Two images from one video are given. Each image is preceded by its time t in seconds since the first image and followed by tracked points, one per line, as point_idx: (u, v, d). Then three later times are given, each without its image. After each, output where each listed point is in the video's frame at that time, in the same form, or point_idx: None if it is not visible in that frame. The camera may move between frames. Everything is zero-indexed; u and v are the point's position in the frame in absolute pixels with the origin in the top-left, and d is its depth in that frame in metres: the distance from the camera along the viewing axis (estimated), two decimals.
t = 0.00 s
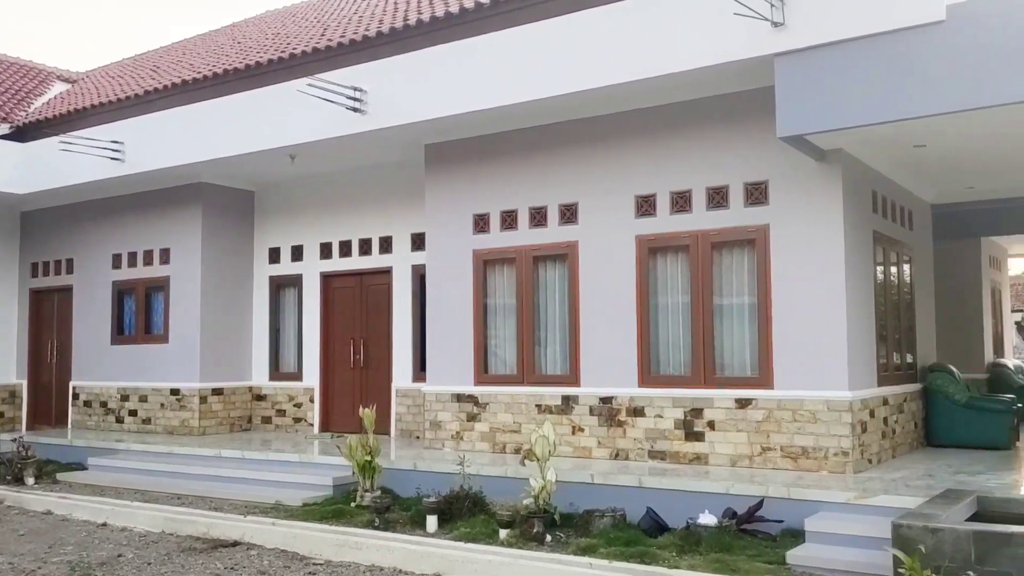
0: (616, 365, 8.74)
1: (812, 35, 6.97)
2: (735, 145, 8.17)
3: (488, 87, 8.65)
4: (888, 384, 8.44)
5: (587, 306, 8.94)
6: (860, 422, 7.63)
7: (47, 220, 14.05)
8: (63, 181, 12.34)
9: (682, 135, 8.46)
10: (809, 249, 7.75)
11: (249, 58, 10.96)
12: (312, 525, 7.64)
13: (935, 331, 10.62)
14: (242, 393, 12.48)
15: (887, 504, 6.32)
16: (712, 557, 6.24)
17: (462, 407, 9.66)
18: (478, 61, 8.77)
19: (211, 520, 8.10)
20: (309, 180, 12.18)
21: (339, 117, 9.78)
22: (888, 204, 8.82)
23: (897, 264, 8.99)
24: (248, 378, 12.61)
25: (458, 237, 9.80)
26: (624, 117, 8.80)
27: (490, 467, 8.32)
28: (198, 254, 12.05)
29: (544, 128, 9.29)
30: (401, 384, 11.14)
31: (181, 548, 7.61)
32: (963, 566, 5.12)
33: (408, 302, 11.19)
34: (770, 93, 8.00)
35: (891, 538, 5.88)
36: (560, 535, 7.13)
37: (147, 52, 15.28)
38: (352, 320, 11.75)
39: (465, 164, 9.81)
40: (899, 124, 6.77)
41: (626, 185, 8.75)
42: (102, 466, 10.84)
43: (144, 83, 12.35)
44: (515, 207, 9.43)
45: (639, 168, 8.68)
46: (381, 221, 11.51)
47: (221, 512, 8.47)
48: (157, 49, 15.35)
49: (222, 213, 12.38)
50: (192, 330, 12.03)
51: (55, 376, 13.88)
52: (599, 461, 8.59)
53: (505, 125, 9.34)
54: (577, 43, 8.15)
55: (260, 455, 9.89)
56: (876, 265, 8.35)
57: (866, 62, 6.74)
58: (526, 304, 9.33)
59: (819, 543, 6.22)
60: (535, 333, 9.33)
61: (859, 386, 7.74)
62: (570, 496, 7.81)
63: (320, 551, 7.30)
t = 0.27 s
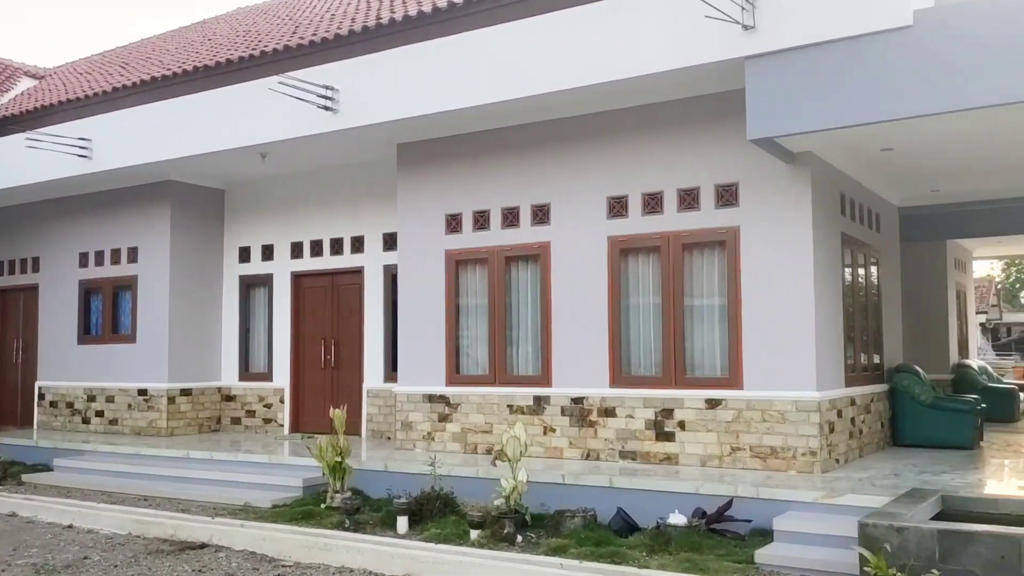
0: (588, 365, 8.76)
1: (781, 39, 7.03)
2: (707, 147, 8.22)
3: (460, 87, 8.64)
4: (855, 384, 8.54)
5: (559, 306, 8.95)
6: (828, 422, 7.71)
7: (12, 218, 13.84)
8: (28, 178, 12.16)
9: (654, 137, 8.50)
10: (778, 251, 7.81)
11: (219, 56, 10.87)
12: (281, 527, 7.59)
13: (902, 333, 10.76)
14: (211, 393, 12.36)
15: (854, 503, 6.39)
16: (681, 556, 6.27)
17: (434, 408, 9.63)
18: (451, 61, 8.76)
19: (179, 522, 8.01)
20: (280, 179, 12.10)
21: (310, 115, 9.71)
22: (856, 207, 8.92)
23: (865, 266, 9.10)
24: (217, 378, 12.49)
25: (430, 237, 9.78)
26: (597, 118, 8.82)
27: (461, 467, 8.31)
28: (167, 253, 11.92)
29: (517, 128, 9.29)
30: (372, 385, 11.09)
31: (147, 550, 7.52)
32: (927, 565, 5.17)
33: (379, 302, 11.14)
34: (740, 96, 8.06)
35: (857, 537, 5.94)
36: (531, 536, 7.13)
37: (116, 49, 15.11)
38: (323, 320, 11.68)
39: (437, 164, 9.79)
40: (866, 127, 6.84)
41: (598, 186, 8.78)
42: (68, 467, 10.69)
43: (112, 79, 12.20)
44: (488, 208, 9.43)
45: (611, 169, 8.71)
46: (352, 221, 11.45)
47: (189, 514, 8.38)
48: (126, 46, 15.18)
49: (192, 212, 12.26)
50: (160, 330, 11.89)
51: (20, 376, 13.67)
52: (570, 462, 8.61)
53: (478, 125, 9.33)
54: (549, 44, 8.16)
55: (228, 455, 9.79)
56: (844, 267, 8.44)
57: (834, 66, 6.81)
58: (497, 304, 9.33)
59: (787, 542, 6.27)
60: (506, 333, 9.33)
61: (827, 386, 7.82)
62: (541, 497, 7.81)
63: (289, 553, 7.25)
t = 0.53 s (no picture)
0: (559, 366, 8.77)
1: (751, 41, 7.09)
2: (678, 148, 8.27)
3: (432, 87, 8.62)
4: (824, 384, 8.63)
5: (531, 306, 8.96)
6: (797, 421, 7.79)
7: None
8: None
9: (625, 138, 8.53)
10: (748, 252, 7.88)
11: (188, 53, 10.76)
12: (251, 528, 7.53)
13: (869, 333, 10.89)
14: (180, 394, 12.23)
15: (821, 502, 6.46)
16: (651, 556, 6.30)
17: (405, 409, 9.60)
18: (423, 61, 8.74)
19: (147, 524, 7.93)
20: (250, 178, 12.00)
21: (280, 114, 9.64)
22: (825, 209, 9.02)
23: (833, 267, 9.20)
24: (186, 379, 12.36)
25: (402, 237, 9.75)
26: (569, 118, 8.84)
27: (433, 468, 8.29)
28: (135, 252, 11.78)
29: (489, 129, 9.29)
30: (343, 385, 11.04)
31: (114, 553, 7.43)
32: (893, 562, 5.25)
33: (351, 302, 11.08)
34: (710, 98, 8.11)
35: (824, 535, 6.01)
36: (503, 536, 7.13)
37: (83, 46, 14.92)
38: (294, 321, 11.60)
39: (409, 164, 9.76)
40: (834, 130, 6.92)
41: (570, 187, 8.80)
42: (33, 469, 10.53)
43: (79, 76, 12.04)
44: (460, 208, 9.41)
45: (583, 170, 8.74)
46: (323, 221, 11.38)
47: (157, 516, 8.29)
48: (93, 43, 14.99)
49: (160, 211, 12.12)
50: (128, 330, 11.75)
51: None
52: (542, 462, 8.62)
53: (450, 125, 9.32)
54: (521, 45, 8.17)
55: (197, 457, 9.70)
56: (812, 267, 8.52)
57: (803, 69, 6.88)
58: (470, 304, 9.32)
59: (755, 541, 6.32)
60: (478, 334, 9.32)
61: (796, 386, 7.89)
62: (513, 496, 7.82)
63: (258, 554, 7.20)
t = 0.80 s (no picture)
0: (535, 366, 8.77)
1: (725, 43, 7.12)
2: (653, 149, 8.29)
3: (408, 87, 8.59)
4: (797, 384, 8.69)
5: (506, 307, 8.95)
6: (770, 421, 7.83)
7: None
8: None
9: (601, 139, 8.55)
10: (722, 252, 7.92)
11: (161, 50, 10.64)
12: (223, 530, 7.45)
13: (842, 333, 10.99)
14: (152, 395, 12.10)
15: (794, 501, 6.50)
16: (625, 555, 6.30)
17: (380, 409, 9.56)
18: (398, 60, 8.70)
19: (117, 526, 7.83)
20: (224, 177, 11.90)
21: (254, 112, 9.57)
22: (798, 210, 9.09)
23: (806, 268, 9.27)
24: (158, 379, 12.24)
25: (377, 237, 9.70)
26: (545, 119, 8.84)
27: (407, 468, 8.25)
28: (106, 252, 11.64)
29: (464, 128, 9.27)
30: (318, 386, 10.97)
31: (84, 555, 7.33)
32: (864, 561, 5.30)
33: (326, 302, 11.02)
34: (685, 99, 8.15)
35: (797, 534, 6.04)
36: (478, 536, 7.10)
37: (54, 42, 14.73)
38: (268, 320, 11.51)
39: (384, 163, 9.72)
40: (808, 131, 6.97)
41: (545, 187, 8.80)
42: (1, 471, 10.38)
43: (49, 73, 11.89)
44: (435, 207, 9.38)
45: (558, 170, 8.74)
46: (298, 220, 11.31)
47: (128, 518, 8.19)
48: (65, 39, 14.80)
49: (133, 209, 11.99)
50: (99, 329, 11.61)
51: None
52: (517, 462, 8.61)
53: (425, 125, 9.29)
54: (497, 44, 8.15)
55: (169, 458, 9.60)
56: (786, 268, 8.58)
57: (776, 71, 6.92)
58: (445, 304, 9.29)
59: (729, 540, 6.35)
60: (454, 334, 9.30)
61: (770, 386, 7.94)
62: (488, 497, 7.80)
63: (231, 556, 7.13)
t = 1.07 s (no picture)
0: (514, 366, 8.77)
1: (702, 44, 7.16)
2: (631, 150, 8.32)
3: (386, 86, 8.56)
4: (773, 383, 8.75)
5: (485, 307, 8.94)
6: (747, 420, 7.88)
7: None
8: None
9: (579, 139, 8.57)
10: (700, 253, 7.96)
11: (136, 48, 10.54)
12: (199, 532, 7.39)
13: (818, 333, 11.07)
14: (128, 396, 11.99)
15: (770, 500, 6.55)
16: (603, 555, 6.32)
17: (358, 409, 9.52)
18: (376, 59, 8.67)
19: (92, 528, 7.76)
20: (201, 175, 11.81)
21: (231, 111, 9.50)
22: (775, 210, 9.15)
23: (783, 268, 9.33)
24: (134, 380, 12.13)
25: (355, 237, 9.67)
26: (524, 119, 8.84)
27: (385, 469, 8.23)
28: (80, 251, 11.52)
29: (443, 128, 9.25)
30: (295, 386, 10.92)
31: (58, 558, 7.26)
32: (839, 559, 5.33)
33: (303, 302, 10.97)
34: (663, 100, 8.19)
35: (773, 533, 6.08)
36: (455, 536, 7.09)
37: (28, 39, 14.57)
38: (245, 320, 11.44)
39: (363, 163, 9.68)
40: (784, 133, 7.02)
41: (524, 187, 8.80)
42: None
43: (23, 70, 11.75)
44: (414, 207, 9.36)
45: (537, 171, 8.75)
46: (276, 219, 11.24)
47: (102, 520, 8.11)
48: (39, 36, 14.63)
49: (108, 208, 11.88)
50: (74, 330, 11.49)
51: None
52: (495, 462, 8.61)
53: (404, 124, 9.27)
54: (475, 44, 8.15)
55: (145, 459, 9.51)
56: (763, 268, 8.64)
57: (753, 73, 6.96)
58: (424, 304, 9.28)
59: (706, 539, 6.38)
60: (432, 334, 9.28)
61: (747, 385, 7.99)
62: (466, 497, 7.80)
63: (207, 558, 7.08)
